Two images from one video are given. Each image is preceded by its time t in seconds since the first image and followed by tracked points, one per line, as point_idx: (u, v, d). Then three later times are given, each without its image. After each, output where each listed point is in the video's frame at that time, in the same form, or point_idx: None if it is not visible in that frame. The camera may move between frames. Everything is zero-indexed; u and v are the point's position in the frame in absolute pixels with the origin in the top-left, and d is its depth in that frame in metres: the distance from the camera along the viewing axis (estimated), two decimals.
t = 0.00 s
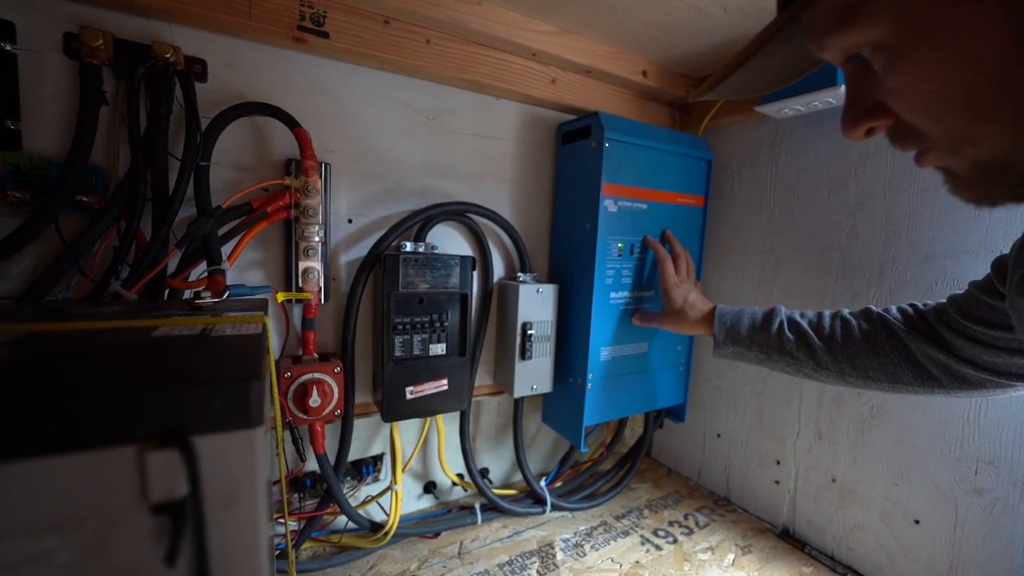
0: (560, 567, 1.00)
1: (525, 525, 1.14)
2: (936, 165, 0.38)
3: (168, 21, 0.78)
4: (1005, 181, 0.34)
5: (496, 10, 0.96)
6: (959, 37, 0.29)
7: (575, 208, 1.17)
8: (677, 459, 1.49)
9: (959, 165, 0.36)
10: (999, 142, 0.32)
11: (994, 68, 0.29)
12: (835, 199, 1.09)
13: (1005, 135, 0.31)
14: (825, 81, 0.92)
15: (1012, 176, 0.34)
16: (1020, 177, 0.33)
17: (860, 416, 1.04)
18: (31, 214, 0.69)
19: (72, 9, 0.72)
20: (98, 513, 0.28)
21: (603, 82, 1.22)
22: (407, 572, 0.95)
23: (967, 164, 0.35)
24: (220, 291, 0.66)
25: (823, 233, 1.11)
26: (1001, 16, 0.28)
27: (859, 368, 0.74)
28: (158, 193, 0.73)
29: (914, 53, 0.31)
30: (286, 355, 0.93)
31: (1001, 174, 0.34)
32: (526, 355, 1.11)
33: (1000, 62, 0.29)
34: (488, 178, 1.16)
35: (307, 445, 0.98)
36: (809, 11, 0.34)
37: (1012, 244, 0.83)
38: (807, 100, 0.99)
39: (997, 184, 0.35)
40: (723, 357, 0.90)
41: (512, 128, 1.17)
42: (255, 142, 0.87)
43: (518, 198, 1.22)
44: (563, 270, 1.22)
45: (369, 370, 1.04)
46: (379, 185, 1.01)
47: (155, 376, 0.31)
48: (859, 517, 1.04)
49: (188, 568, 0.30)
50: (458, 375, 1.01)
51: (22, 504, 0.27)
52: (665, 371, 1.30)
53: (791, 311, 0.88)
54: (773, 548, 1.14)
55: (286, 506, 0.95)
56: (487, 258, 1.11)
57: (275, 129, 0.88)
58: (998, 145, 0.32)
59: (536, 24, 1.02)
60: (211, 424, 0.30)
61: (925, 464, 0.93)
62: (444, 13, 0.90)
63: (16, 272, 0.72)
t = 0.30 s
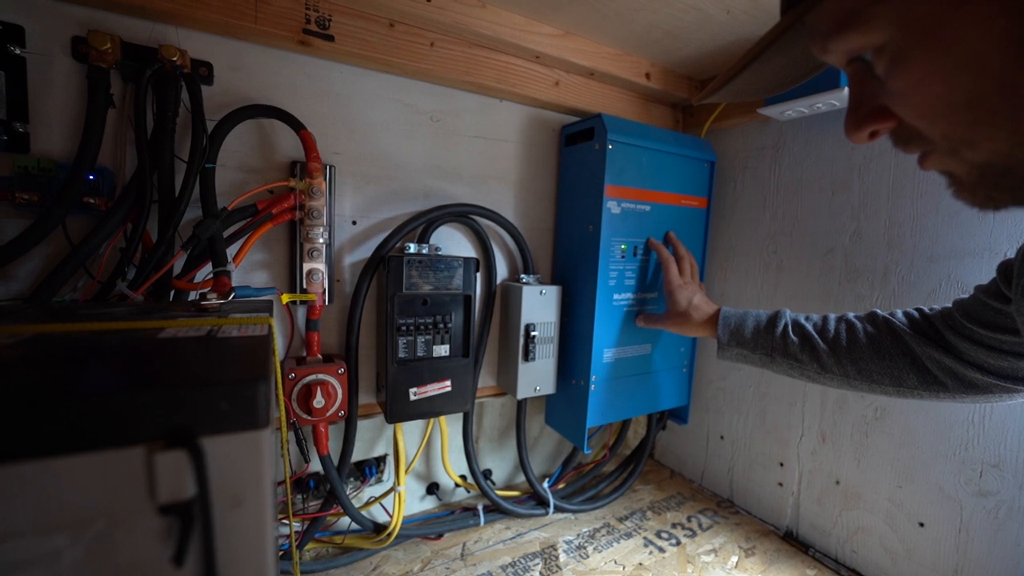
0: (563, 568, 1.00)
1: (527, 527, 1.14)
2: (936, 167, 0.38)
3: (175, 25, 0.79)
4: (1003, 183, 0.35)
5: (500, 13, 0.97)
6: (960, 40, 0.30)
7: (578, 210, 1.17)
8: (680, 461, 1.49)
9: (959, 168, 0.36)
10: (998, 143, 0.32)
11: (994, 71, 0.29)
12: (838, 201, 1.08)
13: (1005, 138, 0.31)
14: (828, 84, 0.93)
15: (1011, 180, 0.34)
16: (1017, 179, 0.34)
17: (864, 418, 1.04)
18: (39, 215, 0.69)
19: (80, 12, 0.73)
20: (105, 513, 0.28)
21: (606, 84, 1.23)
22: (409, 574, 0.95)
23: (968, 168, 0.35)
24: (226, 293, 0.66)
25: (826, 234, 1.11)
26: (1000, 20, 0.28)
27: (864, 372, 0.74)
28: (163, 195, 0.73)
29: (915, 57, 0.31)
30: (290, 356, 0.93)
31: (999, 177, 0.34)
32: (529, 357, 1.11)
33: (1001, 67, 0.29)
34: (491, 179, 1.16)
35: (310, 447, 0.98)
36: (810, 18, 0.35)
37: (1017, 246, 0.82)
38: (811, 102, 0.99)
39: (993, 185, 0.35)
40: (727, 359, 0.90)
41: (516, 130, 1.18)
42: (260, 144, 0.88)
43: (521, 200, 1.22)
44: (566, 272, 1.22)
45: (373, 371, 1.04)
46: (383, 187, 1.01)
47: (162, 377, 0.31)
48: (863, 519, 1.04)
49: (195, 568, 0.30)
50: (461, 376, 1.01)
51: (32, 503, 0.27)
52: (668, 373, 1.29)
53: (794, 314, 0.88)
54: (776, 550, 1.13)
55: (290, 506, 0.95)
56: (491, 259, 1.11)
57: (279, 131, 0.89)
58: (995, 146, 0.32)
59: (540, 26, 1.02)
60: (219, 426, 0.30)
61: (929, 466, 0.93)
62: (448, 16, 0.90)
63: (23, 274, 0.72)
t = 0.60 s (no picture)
0: (562, 568, 1.00)
1: (526, 527, 1.14)
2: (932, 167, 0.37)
3: (170, 23, 0.78)
4: (1001, 182, 0.33)
5: (498, 12, 0.96)
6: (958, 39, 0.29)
7: (576, 210, 1.17)
8: (678, 461, 1.49)
9: (956, 170, 0.35)
10: (994, 143, 0.31)
11: (990, 70, 0.28)
12: (836, 200, 1.08)
13: (1001, 139, 0.30)
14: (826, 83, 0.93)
15: (1009, 179, 0.33)
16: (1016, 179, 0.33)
17: (861, 418, 1.04)
18: (31, 215, 0.69)
19: (74, 10, 0.72)
20: (95, 516, 0.28)
21: (604, 83, 1.22)
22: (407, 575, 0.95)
23: (962, 168, 0.34)
24: (221, 293, 0.66)
25: (824, 233, 1.11)
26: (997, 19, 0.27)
27: (868, 372, 0.74)
28: (157, 194, 0.73)
29: (909, 57, 0.31)
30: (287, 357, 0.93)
31: (996, 176, 0.33)
32: (527, 356, 1.11)
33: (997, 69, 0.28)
34: (489, 179, 1.16)
35: (307, 448, 0.98)
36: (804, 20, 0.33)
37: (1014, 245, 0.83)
38: (809, 101, 0.99)
39: (990, 184, 0.34)
40: (731, 358, 0.89)
41: (514, 129, 1.17)
42: (256, 143, 0.87)
43: (519, 199, 1.21)
44: (565, 271, 1.22)
45: (371, 372, 1.04)
46: (381, 186, 1.01)
47: (154, 377, 0.31)
48: (861, 519, 1.04)
49: (186, 570, 0.30)
50: (459, 377, 1.01)
51: (18, 506, 0.26)
52: (667, 372, 1.29)
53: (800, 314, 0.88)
54: (775, 549, 1.13)
55: (287, 507, 0.95)
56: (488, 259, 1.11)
57: (276, 131, 0.88)
58: (991, 147, 0.31)
59: (538, 25, 1.02)
60: (210, 427, 0.30)
61: (925, 465, 0.93)
62: (446, 15, 0.90)
63: (16, 274, 0.72)
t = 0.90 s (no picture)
0: (560, 569, 1.00)
1: (525, 527, 1.14)
2: (926, 176, 0.34)
3: (168, 24, 0.78)
4: (991, 192, 0.31)
5: (496, 13, 0.96)
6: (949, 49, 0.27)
7: (575, 210, 1.17)
8: (677, 460, 1.49)
9: (947, 177, 0.32)
10: (980, 154, 0.28)
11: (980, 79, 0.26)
12: (833, 200, 1.09)
13: (984, 150, 0.27)
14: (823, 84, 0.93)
15: (999, 188, 0.30)
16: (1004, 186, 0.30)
17: (860, 418, 1.04)
18: (29, 216, 0.69)
19: (72, 11, 0.72)
20: (93, 517, 0.28)
21: (602, 84, 1.23)
22: None
23: (951, 174, 0.31)
24: (218, 294, 0.66)
25: (822, 234, 1.11)
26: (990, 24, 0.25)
27: (889, 374, 0.74)
28: (156, 195, 0.72)
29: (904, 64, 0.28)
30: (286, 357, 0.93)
31: (986, 186, 0.30)
32: (526, 356, 1.11)
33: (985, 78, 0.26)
34: (488, 179, 1.16)
35: (306, 448, 0.98)
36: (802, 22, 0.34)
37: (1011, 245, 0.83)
38: (806, 101, 0.99)
39: (981, 196, 0.31)
40: (748, 352, 0.90)
41: (512, 130, 1.17)
42: (255, 145, 0.87)
43: (518, 200, 1.22)
44: (563, 272, 1.22)
45: (369, 372, 1.04)
46: (379, 187, 1.01)
47: (151, 379, 0.31)
48: (860, 518, 1.04)
49: (184, 571, 0.30)
50: (457, 377, 1.01)
51: (15, 508, 0.26)
52: (666, 372, 1.30)
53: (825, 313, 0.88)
54: (773, 549, 1.13)
55: (286, 508, 0.95)
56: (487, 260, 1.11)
57: (274, 132, 0.88)
58: (976, 158, 0.28)
59: (536, 26, 1.02)
60: (208, 428, 0.30)
61: (923, 465, 0.94)
62: (443, 16, 0.90)
63: (13, 275, 0.72)
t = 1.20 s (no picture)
0: (561, 569, 1.00)
1: (525, 528, 1.14)
2: (927, 182, 0.34)
3: (171, 27, 0.79)
4: (994, 199, 0.31)
5: (497, 14, 0.97)
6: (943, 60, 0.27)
7: (575, 211, 1.18)
8: (678, 461, 1.49)
9: (947, 181, 0.32)
10: (984, 157, 0.28)
11: (979, 85, 0.26)
12: (834, 201, 1.09)
13: (989, 153, 0.28)
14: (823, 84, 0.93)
15: (1001, 195, 0.30)
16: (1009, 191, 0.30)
17: (861, 418, 1.04)
18: (33, 218, 0.69)
19: (76, 14, 0.73)
20: (99, 517, 0.28)
21: (603, 85, 1.23)
22: None
23: (953, 178, 0.31)
24: (221, 295, 0.66)
25: (822, 234, 1.11)
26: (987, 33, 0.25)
27: (889, 379, 0.74)
28: (158, 197, 0.73)
29: (903, 71, 0.28)
30: (287, 358, 0.93)
31: (988, 192, 0.31)
32: (526, 357, 1.11)
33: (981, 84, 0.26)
34: (488, 180, 1.16)
35: (307, 449, 0.98)
36: (802, 29, 0.33)
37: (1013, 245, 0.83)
38: (806, 102, 0.99)
39: (984, 201, 0.31)
40: (748, 358, 0.90)
41: (512, 131, 1.18)
42: (256, 146, 0.88)
43: (518, 200, 1.22)
44: (564, 272, 1.22)
45: (370, 373, 1.04)
46: (380, 188, 1.01)
47: (156, 379, 0.31)
48: (861, 519, 1.04)
49: (189, 570, 0.30)
50: (458, 378, 1.01)
51: (22, 508, 0.27)
52: (667, 373, 1.30)
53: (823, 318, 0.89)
54: (774, 550, 1.13)
55: (287, 509, 0.95)
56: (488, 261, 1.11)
57: (276, 133, 0.89)
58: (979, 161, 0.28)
59: (536, 27, 1.02)
60: (212, 429, 0.30)
61: (925, 465, 0.94)
62: (444, 17, 0.90)
63: (17, 276, 0.72)
